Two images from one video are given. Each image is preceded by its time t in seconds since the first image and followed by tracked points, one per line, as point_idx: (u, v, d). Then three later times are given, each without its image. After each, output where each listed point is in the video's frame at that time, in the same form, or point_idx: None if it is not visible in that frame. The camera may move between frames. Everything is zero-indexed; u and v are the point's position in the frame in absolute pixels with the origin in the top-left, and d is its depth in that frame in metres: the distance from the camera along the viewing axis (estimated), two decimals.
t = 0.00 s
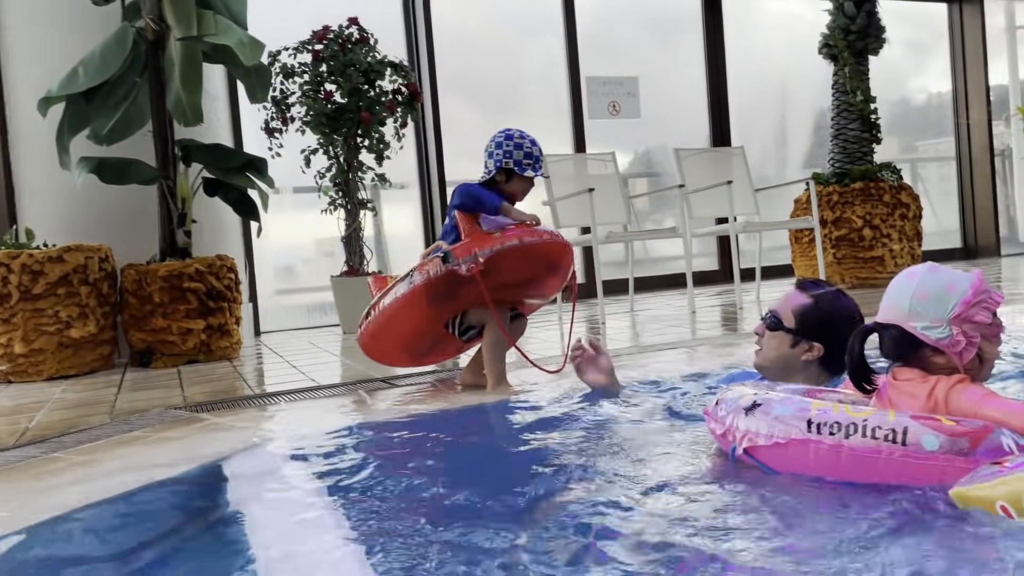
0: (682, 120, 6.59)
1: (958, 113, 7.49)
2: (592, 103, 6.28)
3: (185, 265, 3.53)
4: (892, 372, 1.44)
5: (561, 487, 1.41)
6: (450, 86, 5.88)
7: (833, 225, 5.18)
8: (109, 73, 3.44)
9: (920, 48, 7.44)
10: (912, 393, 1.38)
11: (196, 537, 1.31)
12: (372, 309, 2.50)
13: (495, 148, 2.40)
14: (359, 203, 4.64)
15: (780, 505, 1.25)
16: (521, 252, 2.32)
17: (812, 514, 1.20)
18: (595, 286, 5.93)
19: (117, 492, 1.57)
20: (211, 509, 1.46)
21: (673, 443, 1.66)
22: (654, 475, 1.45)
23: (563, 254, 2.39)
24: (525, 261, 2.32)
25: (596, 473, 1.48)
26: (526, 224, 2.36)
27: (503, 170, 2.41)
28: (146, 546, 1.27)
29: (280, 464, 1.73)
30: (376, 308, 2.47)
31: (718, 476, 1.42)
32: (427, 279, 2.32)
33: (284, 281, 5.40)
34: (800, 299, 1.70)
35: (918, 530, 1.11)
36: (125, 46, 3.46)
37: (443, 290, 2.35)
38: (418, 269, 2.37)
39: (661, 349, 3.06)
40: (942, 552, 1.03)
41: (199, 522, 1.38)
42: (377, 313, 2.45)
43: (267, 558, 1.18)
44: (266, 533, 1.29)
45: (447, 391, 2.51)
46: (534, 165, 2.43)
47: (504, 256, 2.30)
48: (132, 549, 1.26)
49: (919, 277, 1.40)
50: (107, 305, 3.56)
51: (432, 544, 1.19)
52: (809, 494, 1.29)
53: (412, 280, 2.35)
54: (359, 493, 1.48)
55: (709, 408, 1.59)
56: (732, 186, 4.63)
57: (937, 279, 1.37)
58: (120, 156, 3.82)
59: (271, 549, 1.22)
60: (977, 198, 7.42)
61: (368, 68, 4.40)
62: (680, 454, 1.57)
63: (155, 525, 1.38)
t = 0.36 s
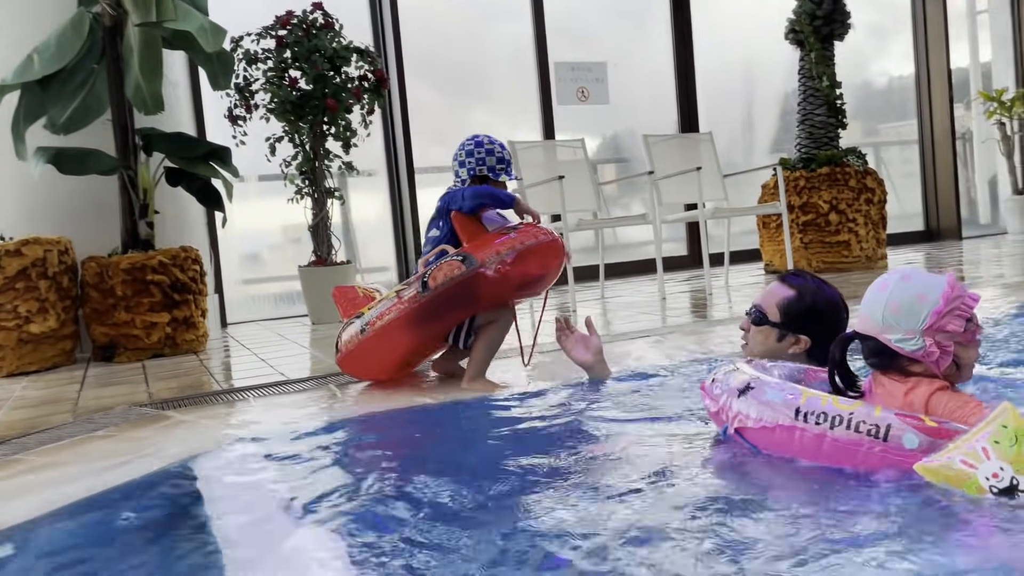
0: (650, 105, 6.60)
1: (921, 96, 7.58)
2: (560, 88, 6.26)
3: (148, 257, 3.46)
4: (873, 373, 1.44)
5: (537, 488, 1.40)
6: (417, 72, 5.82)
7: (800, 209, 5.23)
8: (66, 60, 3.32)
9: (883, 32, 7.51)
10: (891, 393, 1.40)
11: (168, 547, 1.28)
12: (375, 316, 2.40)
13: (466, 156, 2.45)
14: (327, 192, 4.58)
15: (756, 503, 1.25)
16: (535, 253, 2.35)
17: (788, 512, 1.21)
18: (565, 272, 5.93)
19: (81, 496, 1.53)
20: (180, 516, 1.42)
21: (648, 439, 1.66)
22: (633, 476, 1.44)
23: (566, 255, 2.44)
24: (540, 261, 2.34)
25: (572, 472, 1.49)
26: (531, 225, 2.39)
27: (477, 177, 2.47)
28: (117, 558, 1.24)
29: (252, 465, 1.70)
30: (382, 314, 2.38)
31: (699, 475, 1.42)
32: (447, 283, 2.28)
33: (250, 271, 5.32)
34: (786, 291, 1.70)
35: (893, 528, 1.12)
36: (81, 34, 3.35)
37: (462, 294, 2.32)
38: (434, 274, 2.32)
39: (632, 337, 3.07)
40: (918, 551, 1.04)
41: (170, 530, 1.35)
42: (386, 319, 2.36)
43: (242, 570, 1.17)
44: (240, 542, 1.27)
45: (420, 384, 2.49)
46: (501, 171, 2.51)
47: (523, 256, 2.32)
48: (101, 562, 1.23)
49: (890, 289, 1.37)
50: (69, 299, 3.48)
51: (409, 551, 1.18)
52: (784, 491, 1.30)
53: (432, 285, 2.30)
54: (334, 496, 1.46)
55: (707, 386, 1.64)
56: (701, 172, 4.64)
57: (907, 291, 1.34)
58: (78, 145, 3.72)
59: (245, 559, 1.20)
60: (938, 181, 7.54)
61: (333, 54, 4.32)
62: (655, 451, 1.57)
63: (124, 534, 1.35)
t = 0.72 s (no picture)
0: (628, 94, 6.58)
1: (895, 86, 7.64)
2: (538, 76, 6.22)
3: (120, 246, 3.39)
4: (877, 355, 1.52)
5: (522, 482, 1.39)
6: (393, 59, 5.76)
7: (777, 199, 5.26)
8: (35, 44, 3.25)
9: (857, 21, 7.55)
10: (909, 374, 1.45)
11: (146, 542, 1.26)
12: (391, 310, 2.42)
13: (456, 146, 2.47)
14: (303, 180, 4.52)
15: (741, 495, 1.25)
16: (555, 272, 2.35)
17: (772, 506, 1.21)
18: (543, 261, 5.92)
19: (55, 492, 1.50)
20: (159, 512, 1.39)
21: (631, 431, 1.66)
22: (621, 468, 1.43)
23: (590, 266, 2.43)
24: (560, 282, 2.35)
25: (556, 464, 1.48)
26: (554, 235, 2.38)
27: (469, 165, 2.48)
28: (93, 555, 1.22)
29: (230, 458, 1.68)
30: (399, 312, 2.40)
31: (687, 467, 1.41)
32: (467, 299, 2.31)
33: (225, 260, 5.25)
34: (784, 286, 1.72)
35: (880, 523, 1.12)
36: (51, 18, 3.27)
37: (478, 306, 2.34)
38: (453, 283, 2.33)
39: (613, 327, 3.07)
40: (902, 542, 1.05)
41: (147, 525, 1.33)
42: (403, 318, 2.39)
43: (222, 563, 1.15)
44: (219, 536, 1.25)
45: (400, 375, 2.47)
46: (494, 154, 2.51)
47: (544, 275, 2.32)
48: (77, 559, 1.21)
49: (909, 278, 1.48)
50: (39, 289, 3.41)
51: (393, 543, 1.17)
52: (769, 483, 1.30)
53: (451, 300, 2.32)
54: (315, 488, 1.44)
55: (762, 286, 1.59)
56: (679, 162, 4.64)
57: (928, 282, 1.46)
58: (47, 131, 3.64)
59: (224, 553, 1.18)
60: (912, 170, 7.62)
61: (309, 40, 4.26)
62: (638, 443, 1.57)
63: (100, 529, 1.33)
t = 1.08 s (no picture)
0: (617, 90, 6.59)
1: (881, 84, 7.69)
2: (528, 71, 6.22)
3: (108, 238, 3.37)
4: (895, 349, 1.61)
5: (515, 475, 1.41)
6: (383, 52, 5.75)
7: (766, 196, 5.28)
8: (21, 34, 3.20)
9: (843, 20, 7.59)
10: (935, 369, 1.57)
11: (141, 536, 1.26)
12: (410, 285, 2.41)
13: (500, 164, 2.57)
14: (292, 173, 4.50)
15: (731, 489, 1.27)
16: (573, 274, 2.41)
17: (763, 498, 1.23)
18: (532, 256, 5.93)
19: (45, 485, 1.49)
20: (152, 506, 1.39)
21: (622, 425, 1.67)
22: (617, 463, 1.43)
23: (606, 288, 2.54)
24: (574, 283, 2.42)
25: (548, 457, 1.49)
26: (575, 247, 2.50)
27: (513, 184, 2.59)
28: (85, 550, 1.22)
29: (222, 449, 1.68)
30: (418, 287, 2.38)
31: (683, 462, 1.41)
32: (486, 278, 2.31)
33: (213, 252, 5.23)
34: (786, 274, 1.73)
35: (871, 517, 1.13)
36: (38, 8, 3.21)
37: (496, 293, 2.33)
38: (473, 264, 2.35)
39: (604, 322, 3.08)
40: (891, 536, 1.06)
41: (140, 520, 1.33)
42: (421, 294, 2.37)
43: (218, 557, 1.15)
44: (212, 530, 1.25)
45: (391, 367, 2.47)
46: (534, 177, 2.62)
47: (563, 274, 2.38)
48: (71, 554, 1.21)
49: (918, 268, 1.55)
50: (25, 280, 3.38)
51: (388, 536, 1.18)
52: (760, 476, 1.32)
53: (471, 274, 2.32)
54: (308, 480, 1.45)
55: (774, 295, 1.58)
56: (669, 158, 4.65)
57: (934, 269, 1.54)
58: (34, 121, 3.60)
59: (219, 547, 1.19)
60: (898, 168, 7.67)
61: (299, 32, 4.24)
62: (628, 437, 1.58)
63: (93, 523, 1.32)
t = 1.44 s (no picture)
0: (612, 88, 6.58)
1: (876, 83, 7.70)
2: (523, 68, 6.21)
3: (101, 233, 3.36)
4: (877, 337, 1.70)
5: (508, 470, 1.41)
6: (377, 48, 5.74)
7: (760, 193, 5.29)
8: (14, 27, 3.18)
9: (837, 18, 7.59)
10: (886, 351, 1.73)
11: (133, 530, 1.25)
12: (421, 237, 2.40)
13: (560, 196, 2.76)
14: (286, 169, 4.49)
15: (724, 484, 1.28)
16: (574, 287, 2.35)
17: (755, 493, 1.23)
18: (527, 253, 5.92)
19: (36, 480, 1.48)
20: (145, 500, 1.39)
21: (616, 420, 1.67)
22: (611, 458, 1.43)
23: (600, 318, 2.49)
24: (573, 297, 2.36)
25: (542, 452, 1.50)
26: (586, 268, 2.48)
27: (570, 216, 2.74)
28: (77, 544, 1.22)
29: (216, 444, 1.68)
30: (426, 241, 2.37)
31: (677, 458, 1.41)
32: (492, 251, 2.28)
33: (207, 248, 5.21)
34: (788, 269, 1.85)
35: (868, 515, 1.13)
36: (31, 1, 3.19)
37: (496, 273, 2.29)
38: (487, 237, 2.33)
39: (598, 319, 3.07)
40: (882, 531, 1.07)
41: (133, 514, 1.33)
42: (426, 246, 2.35)
43: (211, 550, 1.15)
44: (205, 524, 1.25)
45: (385, 363, 2.47)
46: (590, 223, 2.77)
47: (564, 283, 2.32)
48: (64, 548, 1.20)
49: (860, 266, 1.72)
50: (17, 275, 3.37)
51: (382, 529, 1.18)
52: (753, 472, 1.33)
53: (477, 245, 2.29)
54: (303, 474, 1.45)
55: (830, 339, 1.56)
56: (664, 155, 4.65)
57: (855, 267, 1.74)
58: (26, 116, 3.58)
59: (212, 540, 1.19)
60: (892, 166, 7.68)
61: (294, 27, 4.22)
62: (622, 432, 1.59)
63: (86, 517, 1.32)
